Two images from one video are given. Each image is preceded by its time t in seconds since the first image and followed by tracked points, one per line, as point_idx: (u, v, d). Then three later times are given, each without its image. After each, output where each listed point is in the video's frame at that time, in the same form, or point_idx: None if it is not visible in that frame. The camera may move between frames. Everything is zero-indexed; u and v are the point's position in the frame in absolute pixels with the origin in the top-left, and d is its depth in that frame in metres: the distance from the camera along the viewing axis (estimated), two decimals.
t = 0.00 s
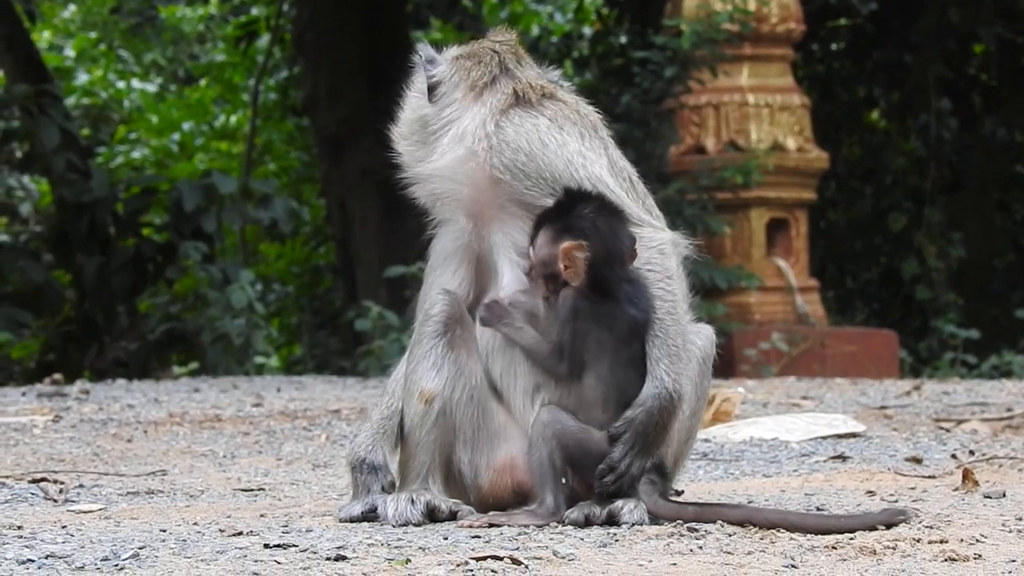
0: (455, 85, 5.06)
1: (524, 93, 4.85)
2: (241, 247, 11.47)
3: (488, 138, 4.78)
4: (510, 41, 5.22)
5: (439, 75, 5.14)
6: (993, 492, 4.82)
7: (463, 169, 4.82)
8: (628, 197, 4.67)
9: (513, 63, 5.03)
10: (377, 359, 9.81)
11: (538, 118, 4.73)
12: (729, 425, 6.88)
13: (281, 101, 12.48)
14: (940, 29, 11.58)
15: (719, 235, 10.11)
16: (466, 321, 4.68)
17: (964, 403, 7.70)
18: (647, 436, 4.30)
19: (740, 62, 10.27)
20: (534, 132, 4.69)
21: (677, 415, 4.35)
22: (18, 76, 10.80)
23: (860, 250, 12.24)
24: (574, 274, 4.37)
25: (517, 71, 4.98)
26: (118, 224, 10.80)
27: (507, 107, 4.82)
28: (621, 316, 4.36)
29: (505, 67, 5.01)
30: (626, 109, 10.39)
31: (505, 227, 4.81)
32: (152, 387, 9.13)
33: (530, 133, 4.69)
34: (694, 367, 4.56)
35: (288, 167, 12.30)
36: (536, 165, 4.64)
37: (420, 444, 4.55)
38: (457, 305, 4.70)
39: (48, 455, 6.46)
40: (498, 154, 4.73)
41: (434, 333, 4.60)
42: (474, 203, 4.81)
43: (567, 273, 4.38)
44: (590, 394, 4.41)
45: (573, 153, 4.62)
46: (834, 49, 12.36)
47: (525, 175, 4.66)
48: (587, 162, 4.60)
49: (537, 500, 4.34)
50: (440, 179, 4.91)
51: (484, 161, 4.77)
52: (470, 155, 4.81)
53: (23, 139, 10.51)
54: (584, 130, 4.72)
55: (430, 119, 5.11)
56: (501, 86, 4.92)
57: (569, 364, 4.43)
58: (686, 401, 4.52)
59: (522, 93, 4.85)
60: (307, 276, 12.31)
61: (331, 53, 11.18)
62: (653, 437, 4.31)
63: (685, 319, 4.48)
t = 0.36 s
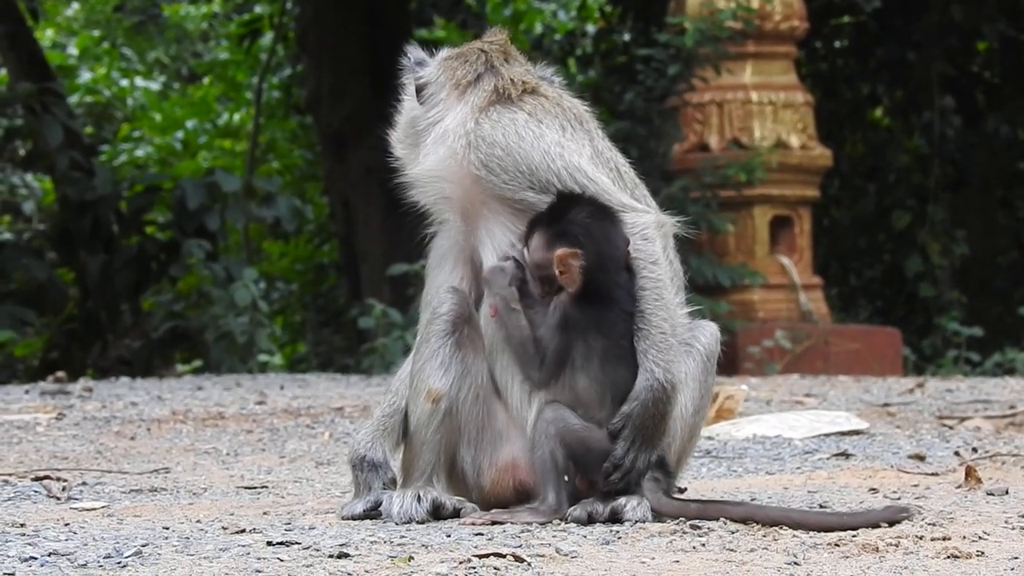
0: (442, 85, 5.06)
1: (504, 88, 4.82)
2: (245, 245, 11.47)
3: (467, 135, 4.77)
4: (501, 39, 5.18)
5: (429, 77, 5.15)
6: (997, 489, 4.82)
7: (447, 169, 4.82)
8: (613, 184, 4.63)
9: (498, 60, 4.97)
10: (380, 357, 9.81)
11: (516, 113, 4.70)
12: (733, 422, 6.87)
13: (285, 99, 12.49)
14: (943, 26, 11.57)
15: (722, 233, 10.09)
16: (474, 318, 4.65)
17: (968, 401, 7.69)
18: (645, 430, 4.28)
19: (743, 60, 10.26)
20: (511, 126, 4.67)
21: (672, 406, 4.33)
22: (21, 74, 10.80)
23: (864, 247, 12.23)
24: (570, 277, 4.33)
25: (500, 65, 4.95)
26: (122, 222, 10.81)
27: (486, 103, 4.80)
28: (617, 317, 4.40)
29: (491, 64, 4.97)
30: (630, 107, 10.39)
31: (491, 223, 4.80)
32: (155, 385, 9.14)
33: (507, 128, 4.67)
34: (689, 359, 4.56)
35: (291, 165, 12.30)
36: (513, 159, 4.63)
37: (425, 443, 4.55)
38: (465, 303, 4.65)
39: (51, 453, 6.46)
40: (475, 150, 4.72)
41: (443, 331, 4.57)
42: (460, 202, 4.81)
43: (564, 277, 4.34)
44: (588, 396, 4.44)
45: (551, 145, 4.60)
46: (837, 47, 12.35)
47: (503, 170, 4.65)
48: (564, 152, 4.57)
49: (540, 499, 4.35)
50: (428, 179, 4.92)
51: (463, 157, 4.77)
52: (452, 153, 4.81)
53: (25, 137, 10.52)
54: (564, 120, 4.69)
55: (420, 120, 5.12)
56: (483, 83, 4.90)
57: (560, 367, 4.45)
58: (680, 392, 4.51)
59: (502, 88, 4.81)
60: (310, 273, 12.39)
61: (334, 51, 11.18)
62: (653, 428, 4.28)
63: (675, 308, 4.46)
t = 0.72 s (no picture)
0: (446, 83, 5.03)
1: (508, 85, 4.76)
2: (246, 244, 11.47)
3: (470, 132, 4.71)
4: (506, 37, 5.17)
5: (433, 73, 5.13)
6: (998, 487, 4.81)
7: (451, 168, 4.77)
8: (617, 182, 4.55)
9: (502, 58, 4.97)
10: (382, 355, 9.81)
11: (518, 110, 4.64)
12: (734, 419, 6.88)
13: (286, 97, 12.50)
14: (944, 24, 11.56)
15: (723, 230, 10.09)
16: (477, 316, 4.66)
17: (970, 398, 7.69)
18: (630, 429, 4.30)
19: (744, 57, 10.24)
20: (513, 122, 4.59)
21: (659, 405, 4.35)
22: (22, 72, 10.78)
23: (865, 245, 12.23)
24: (558, 285, 4.33)
25: (506, 64, 4.92)
26: (122, 220, 10.84)
27: (489, 101, 4.73)
28: (607, 308, 4.48)
29: (495, 62, 4.95)
30: (631, 104, 10.44)
31: (497, 222, 4.80)
32: (157, 383, 9.15)
33: (509, 124, 4.59)
34: (691, 358, 4.57)
35: (292, 163, 12.42)
36: (514, 155, 4.54)
37: (426, 440, 4.55)
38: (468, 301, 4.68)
39: (52, 451, 6.46)
40: (477, 146, 4.65)
41: (445, 330, 4.60)
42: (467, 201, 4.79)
43: (551, 285, 4.33)
44: (585, 395, 4.48)
45: (553, 141, 4.51)
46: (839, 44, 12.35)
47: (505, 166, 4.57)
48: (565, 148, 4.49)
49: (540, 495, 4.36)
50: (433, 180, 4.86)
51: (466, 155, 4.71)
52: (455, 150, 4.75)
53: (28, 136, 10.53)
54: (566, 118, 4.62)
55: (425, 118, 5.10)
56: (487, 81, 4.85)
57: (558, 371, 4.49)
58: (676, 390, 4.52)
59: (505, 85, 4.76)
60: (312, 272, 12.39)
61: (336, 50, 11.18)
62: (636, 428, 4.30)
63: (663, 307, 4.41)
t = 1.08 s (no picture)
0: (444, 80, 5.04)
1: (503, 82, 4.77)
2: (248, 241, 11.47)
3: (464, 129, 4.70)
4: (507, 36, 5.18)
5: (432, 71, 5.14)
6: (1000, 483, 4.81)
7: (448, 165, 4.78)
8: (610, 178, 4.55)
9: (500, 57, 4.97)
10: (384, 353, 9.81)
11: (512, 107, 4.63)
12: (736, 417, 6.87)
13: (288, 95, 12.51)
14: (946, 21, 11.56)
15: (725, 227, 10.07)
16: (480, 313, 4.63)
17: (971, 395, 7.68)
18: (629, 425, 4.32)
19: (745, 54, 10.26)
20: (506, 118, 4.59)
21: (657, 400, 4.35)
22: (24, 69, 10.78)
23: (867, 242, 12.23)
24: (537, 299, 4.40)
25: (504, 62, 4.93)
26: (125, 218, 10.84)
27: (484, 98, 4.73)
28: (594, 308, 4.53)
29: (493, 60, 4.96)
30: (633, 102, 10.32)
31: (494, 218, 4.77)
32: (159, 380, 9.15)
33: (502, 119, 4.59)
34: (694, 355, 4.57)
35: (295, 160, 12.33)
36: (504, 151, 4.53)
37: (430, 437, 4.53)
38: (471, 297, 4.63)
39: (54, 448, 6.46)
40: (469, 142, 4.64)
41: (448, 327, 4.54)
42: (467, 199, 4.79)
43: (531, 298, 4.40)
44: (589, 395, 4.54)
45: (544, 137, 4.51)
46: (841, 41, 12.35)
47: (495, 162, 4.55)
48: (556, 144, 4.49)
49: (544, 493, 4.34)
50: (431, 178, 4.88)
51: (461, 152, 4.71)
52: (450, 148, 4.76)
53: (29, 134, 10.53)
54: (561, 114, 4.62)
55: (422, 117, 5.10)
56: (483, 79, 4.86)
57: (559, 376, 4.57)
58: (676, 386, 4.53)
59: (501, 82, 4.77)
60: (314, 269, 12.33)
61: (336, 46, 11.19)
62: (633, 423, 4.32)
63: (655, 303, 4.42)
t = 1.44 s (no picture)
0: (446, 82, 4.97)
1: (508, 83, 4.74)
2: (250, 239, 11.47)
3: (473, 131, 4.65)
4: (499, 38, 5.16)
5: (430, 75, 5.06)
6: (1002, 481, 4.81)
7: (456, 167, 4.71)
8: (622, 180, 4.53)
9: (499, 58, 4.94)
10: (385, 350, 9.81)
11: (523, 107, 4.59)
12: (737, 414, 6.88)
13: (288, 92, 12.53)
14: (947, 18, 11.55)
15: (726, 224, 10.07)
16: (482, 310, 4.62)
17: (973, 392, 7.68)
18: (632, 428, 4.33)
19: (746, 51, 10.25)
20: (518, 120, 4.55)
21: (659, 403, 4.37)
22: (25, 66, 10.78)
23: (868, 239, 12.23)
24: (535, 299, 4.44)
25: (505, 62, 4.90)
26: (127, 215, 10.83)
27: (492, 99, 4.69)
28: (600, 308, 4.53)
29: (493, 61, 4.93)
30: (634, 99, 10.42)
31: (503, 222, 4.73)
32: (160, 377, 9.15)
33: (515, 121, 4.55)
34: (694, 353, 4.57)
35: (296, 158, 12.36)
36: (518, 153, 4.49)
37: (431, 435, 4.54)
38: (472, 296, 4.61)
39: (56, 446, 6.47)
40: (482, 144, 4.59)
41: (450, 324, 4.54)
42: (473, 201, 4.73)
43: (528, 298, 4.44)
44: (596, 395, 4.51)
45: (559, 139, 4.47)
46: (842, 38, 12.34)
47: (509, 165, 4.51)
48: (571, 147, 4.46)
49: (545, 491, 4.35)
50: (437, 180, 4.80)
51: (471, 155, 4.65)
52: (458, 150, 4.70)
53: (30, 131, 10.51)
54: (570, 115, 4.60)
55: (421, 120, 5.01)
56: (486, 79, 4.82)
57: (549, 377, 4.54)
58: (678, 386, 4.53)
59: (506, 83, 4.73)
60: (315, 267, 12.35)
61: (336, 45, 11.18)
62: (636, 427, 4.33)
63: (666, 309, 4.41)
